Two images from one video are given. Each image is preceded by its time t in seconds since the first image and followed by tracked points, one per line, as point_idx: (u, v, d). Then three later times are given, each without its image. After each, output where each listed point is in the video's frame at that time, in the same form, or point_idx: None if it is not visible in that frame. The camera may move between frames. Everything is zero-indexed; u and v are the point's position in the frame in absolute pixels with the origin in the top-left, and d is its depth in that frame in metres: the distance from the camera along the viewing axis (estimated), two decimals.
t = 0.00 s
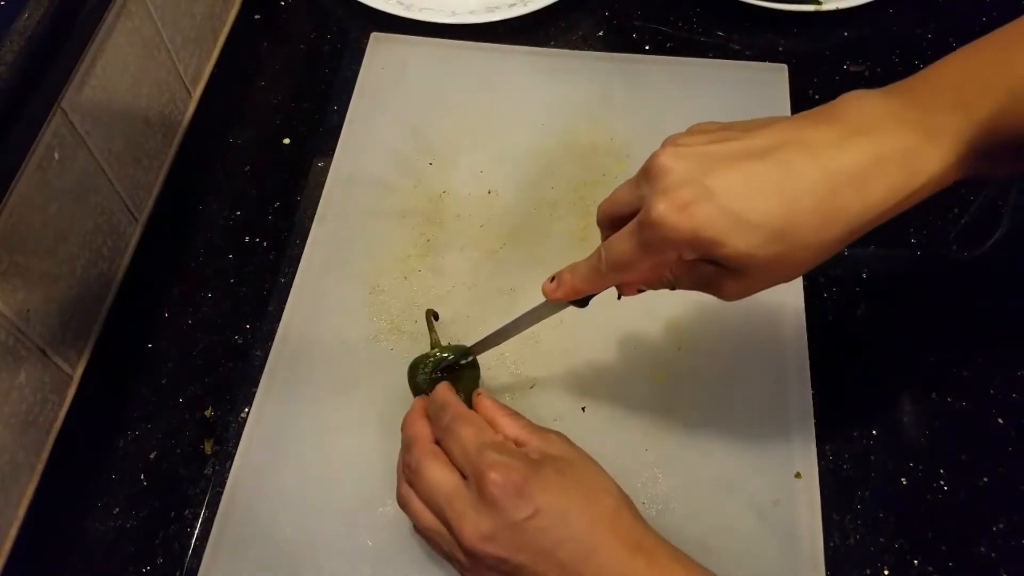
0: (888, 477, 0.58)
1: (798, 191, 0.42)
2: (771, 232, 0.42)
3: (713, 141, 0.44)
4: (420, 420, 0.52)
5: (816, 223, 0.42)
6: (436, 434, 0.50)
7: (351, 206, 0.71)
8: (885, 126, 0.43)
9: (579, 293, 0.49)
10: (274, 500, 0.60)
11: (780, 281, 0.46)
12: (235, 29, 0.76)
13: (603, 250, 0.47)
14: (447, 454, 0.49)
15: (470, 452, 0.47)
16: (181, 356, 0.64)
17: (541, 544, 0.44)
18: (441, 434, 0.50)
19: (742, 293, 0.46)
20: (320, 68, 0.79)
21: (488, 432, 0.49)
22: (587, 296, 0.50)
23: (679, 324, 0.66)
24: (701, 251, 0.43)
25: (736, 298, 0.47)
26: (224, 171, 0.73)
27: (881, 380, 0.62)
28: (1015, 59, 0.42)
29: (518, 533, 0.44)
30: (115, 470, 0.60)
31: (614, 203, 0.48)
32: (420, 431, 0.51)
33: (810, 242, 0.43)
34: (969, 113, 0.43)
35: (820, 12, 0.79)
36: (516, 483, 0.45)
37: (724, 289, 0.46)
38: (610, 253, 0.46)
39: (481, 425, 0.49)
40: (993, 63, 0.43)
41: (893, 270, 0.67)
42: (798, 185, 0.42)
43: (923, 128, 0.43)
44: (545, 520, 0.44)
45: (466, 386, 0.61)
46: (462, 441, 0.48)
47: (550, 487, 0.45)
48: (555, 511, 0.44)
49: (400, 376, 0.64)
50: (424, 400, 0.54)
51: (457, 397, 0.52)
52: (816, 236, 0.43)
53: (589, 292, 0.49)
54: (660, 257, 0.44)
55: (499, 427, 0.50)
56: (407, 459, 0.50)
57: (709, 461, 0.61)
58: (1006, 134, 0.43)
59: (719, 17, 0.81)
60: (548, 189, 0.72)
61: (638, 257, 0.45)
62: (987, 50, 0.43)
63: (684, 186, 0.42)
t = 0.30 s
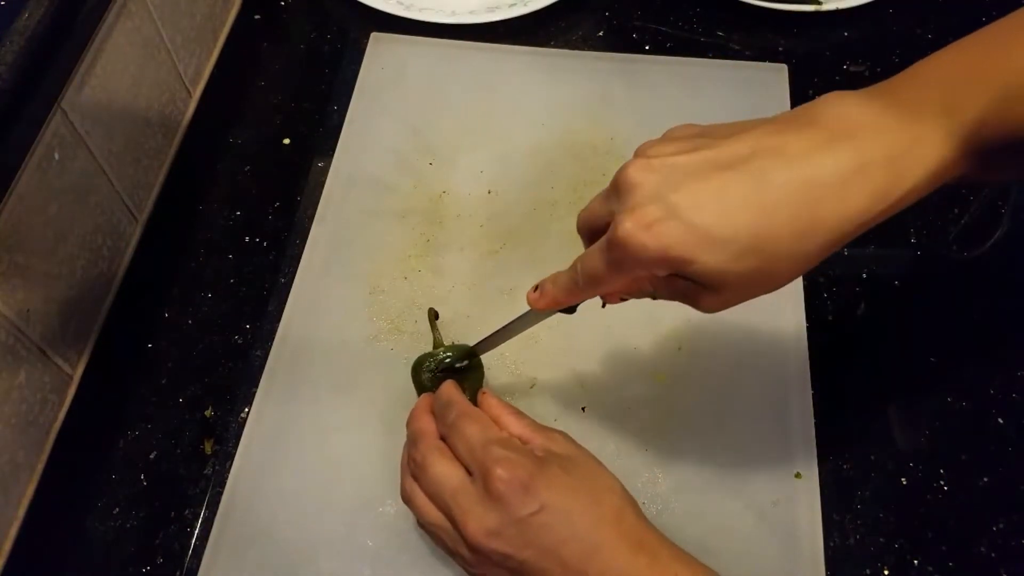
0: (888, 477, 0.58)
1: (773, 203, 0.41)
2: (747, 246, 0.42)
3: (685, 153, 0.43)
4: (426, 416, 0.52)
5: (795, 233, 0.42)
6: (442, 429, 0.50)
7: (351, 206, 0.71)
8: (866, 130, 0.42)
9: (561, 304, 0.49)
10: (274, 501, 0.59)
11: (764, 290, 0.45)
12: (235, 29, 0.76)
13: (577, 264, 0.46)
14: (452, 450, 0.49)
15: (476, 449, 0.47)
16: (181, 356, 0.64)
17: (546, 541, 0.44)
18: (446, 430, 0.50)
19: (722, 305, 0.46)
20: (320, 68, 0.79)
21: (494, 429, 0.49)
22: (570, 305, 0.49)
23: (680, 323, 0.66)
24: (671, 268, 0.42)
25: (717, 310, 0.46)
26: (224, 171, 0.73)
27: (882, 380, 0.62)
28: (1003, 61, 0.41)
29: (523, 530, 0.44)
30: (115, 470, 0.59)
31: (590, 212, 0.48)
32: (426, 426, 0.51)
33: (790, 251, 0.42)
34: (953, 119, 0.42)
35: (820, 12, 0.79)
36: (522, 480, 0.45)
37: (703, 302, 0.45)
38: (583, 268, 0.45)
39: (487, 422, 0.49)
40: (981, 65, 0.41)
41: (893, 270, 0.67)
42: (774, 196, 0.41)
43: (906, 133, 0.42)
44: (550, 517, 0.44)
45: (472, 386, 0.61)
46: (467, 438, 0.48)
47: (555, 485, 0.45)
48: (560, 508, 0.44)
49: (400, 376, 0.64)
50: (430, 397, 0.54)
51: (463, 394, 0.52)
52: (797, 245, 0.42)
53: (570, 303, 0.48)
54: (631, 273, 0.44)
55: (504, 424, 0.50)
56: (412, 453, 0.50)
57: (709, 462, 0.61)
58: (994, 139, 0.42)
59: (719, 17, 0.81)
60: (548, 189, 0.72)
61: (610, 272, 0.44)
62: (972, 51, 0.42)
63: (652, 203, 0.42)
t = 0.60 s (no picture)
0: (890, 478, 0.58)
1: (787, 209, 0.41)
2: (762, 251, 0.41)
3: (699, 152, 0.42)
4: (424, 417, 0.51)
5: (809, 239, 0.41)
6: (440, 431, 0.50)
7: (351, 206, 0.71)
8: (882, 132, 0.42)
9: (570, 304, 0.48)
10: (272, 502, 0.59)
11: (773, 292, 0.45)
12: (234, 28, 0.76)
13: (588, 265, 0.45)
14: (449, 452, 0.48)
15: (473, 450, 0.47)
16: (180, 357, 0.64)
17: (542, 542, 0.43)
18: (444, 432, 0.49)
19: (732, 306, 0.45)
20: (320, 67, 0.78)
21: (492, 431, 0.48)
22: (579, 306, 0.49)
23: (680, 323, 0.66)
24: (683, 274, 0.42)
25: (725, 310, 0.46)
26: (223, 171, 0.73)
27: (884, 381, 0.62)
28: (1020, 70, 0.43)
29: (520, 532, 0.44)
30: (114, 471, 0.59)
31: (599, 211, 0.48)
32: (424, 429, 0.50)
33: (802, 257, 0.42)
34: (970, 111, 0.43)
35: (821, 11, 0.79)
36: (519, 482, 0.44)
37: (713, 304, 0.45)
38: (594, 271, 0.45)
39: (485, 423, 0.49)
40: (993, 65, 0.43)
41: (895, 271, 0.66)
42: (789, 201, 0.41)
43: (920, 135, 0.42)
44: (547, 519, 0.44)
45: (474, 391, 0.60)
46: (465, 439, 0.48)
47: (553, 486, 0.45)
48: (558, 509, 0.44)
49: (400, 376, 0.64)
50: (428, 398, 0.54)
51: (460, 396, 0.51)
52: (809, 249, 0.42)
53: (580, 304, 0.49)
54: (642, 279, 0.43)
55: (502, 426, 0.50)
56: (410, 455, 0.50)
57: (710, 463, 0.60)
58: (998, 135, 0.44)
59: (720, 16, 0.81)
60: (549, 188, 0.71)
61: (620, 279, 0.44)
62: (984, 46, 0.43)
63: (666, 209, 0.41)
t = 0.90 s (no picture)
0: (889, 477, 0.58)
1: (778, 217, 0.41)
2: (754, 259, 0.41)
3: (693, 160, 0.43)
4: (426, 415, 0.52)
5: (801, 247, 0.41)
6: (441, 429, 0.50)
7: (351, 207, 0.71)
8: (870, 140, 0.41)
9: (567, 308, 0.49)
10: (273, 501, 0.59)
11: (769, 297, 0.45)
12: (235, 29, 0.76)
13: (585, 271, 0.46)
14: (450, 450, 0.49)
15: (474, 449, 0.47)
16: (181, 356, 0.64)
17: (542, 541, 0.44)
18: (446, 429, 0.49)
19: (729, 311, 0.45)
20: (320, 68, 0.79)
21: (493, 429, 0.49)
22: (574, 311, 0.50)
23: (680, 323, 0.66)
24: (677, 279, 0.43)
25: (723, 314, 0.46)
26: (224, 171, 0.73)
27: (883, 381, 0.62)
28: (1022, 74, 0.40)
29: (519, 530, 0.44)
30: (115, 471, 0.60)
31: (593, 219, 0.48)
32: (426, 426, 0.51)
33: (795, 264, 0.42)
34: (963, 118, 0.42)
35: (820, 12, 0.79)
36: (519, 479, 0.45)
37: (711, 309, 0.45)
38: (591, 277, 0.46)
39: (486, 422, 0.49)
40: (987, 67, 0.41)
41: (893, 270, 0.67)
42: (780, 209, 0.41)
43: (913, 142, 0.41)
44: (546, 517, 0.44)
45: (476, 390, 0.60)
46: (466, 437, 0.48)
47: (553, 484, 0.45)
48: (557, 507, 0.44)
49: (400, 376, 0.64)
50: (432, 396, 0.54)
51: (462, 394, 0.52)
52: (803, 256, 0.42)
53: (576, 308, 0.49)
54: (639, 285, 0.44)
55: (503, 424, 0.50)
56: (412, 452, 0.50)
57: (709, 462, 0.61)
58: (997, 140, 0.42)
59: (719, 17, 0.81)
60: (548, 189, 0.72)
61: (618, 284, 0.44)
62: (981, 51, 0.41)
63: (659, 216, 0.42)
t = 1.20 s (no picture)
0: (888, 477, 0.58)
1: (778, 213, 0.41)
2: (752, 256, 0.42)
3: (693, 161, 0.43)
4: (432, 411, 0.52)
5: (798, 244, 0.42)
6: (446, 425, 0.50)
7: (351, 207, 0.71)
8: (866, 141, 0.42)
9: (568, 307, 0.49)
10: (273, 500, 0.60)
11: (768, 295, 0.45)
12: (235, 29, 0.76)
13: (588, 268, 0.46)
14: (455, 445, 0.49)
15: (479, 444, 0.47)
16: (181, 356, 0.64)
17: (545, 536, 0.44)
18: (451, 424, 0.49)
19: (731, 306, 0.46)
20: (320, 68, 0.79)
21: (498, 425, 0.49)
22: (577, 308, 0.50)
23: (679, 323, 0.66)
24: (680, 272, 0.43)
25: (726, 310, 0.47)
26: (224, 171, 0.73)
27: (882, 380, 0.62)
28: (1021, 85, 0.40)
29: (523, 526, 0.44)
30: (115, 471, 0.60)
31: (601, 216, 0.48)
32: (431, 421, 0.51)
33: (792, 261, 0.42)
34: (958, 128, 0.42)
35: (820, 12, 0.79)
36: (523, 475, 0.45)
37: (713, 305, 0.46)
38: (594, 274, 0.46)
39: (491, 418, 0.49)
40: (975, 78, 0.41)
41: (893, 270, 0.67)
42: (779, 207, 0.41)
43: (904, 148, 0.42)
44: (549, 514, 0.44)
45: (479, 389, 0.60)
46: (472, 433, 0.48)
47: (557, 480, 0.45)
48: (560, 504, 0.44)
49: (400, 376, 0.64)
50: (437, 392, 0.54)
51: (468, 390, 0.52)
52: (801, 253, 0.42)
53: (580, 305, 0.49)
54: (641, 278, 0.44)
55: (507, 421, 0.50)
56: (417, 447, 0.50)
57: (709, 462, 0.61)
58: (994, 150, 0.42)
59: (719, 17, 0.81)
60: (548, 189, 0.72)
61: (621, 278, 0.45)
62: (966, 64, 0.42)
63: (663, 211, 0.42)
